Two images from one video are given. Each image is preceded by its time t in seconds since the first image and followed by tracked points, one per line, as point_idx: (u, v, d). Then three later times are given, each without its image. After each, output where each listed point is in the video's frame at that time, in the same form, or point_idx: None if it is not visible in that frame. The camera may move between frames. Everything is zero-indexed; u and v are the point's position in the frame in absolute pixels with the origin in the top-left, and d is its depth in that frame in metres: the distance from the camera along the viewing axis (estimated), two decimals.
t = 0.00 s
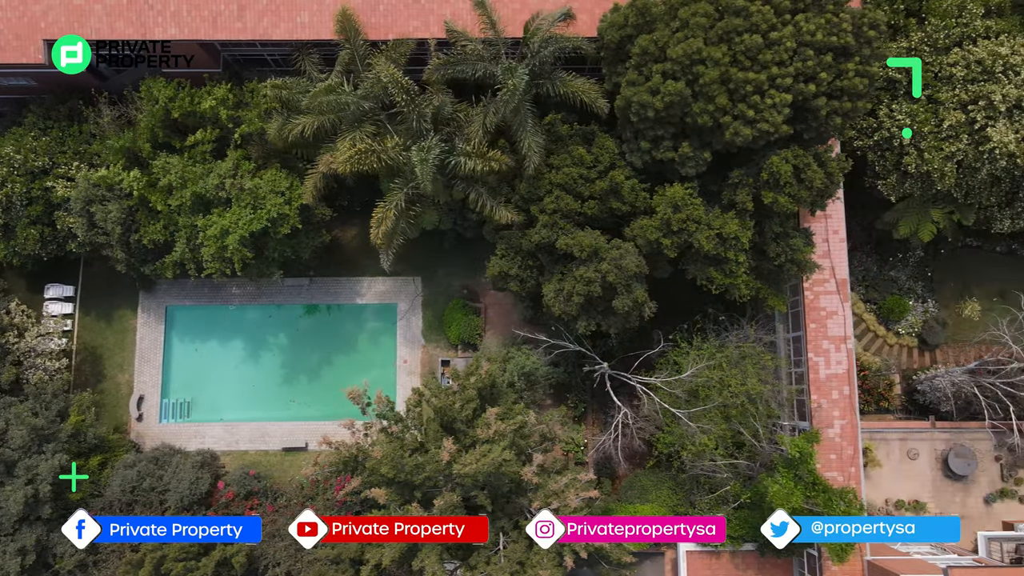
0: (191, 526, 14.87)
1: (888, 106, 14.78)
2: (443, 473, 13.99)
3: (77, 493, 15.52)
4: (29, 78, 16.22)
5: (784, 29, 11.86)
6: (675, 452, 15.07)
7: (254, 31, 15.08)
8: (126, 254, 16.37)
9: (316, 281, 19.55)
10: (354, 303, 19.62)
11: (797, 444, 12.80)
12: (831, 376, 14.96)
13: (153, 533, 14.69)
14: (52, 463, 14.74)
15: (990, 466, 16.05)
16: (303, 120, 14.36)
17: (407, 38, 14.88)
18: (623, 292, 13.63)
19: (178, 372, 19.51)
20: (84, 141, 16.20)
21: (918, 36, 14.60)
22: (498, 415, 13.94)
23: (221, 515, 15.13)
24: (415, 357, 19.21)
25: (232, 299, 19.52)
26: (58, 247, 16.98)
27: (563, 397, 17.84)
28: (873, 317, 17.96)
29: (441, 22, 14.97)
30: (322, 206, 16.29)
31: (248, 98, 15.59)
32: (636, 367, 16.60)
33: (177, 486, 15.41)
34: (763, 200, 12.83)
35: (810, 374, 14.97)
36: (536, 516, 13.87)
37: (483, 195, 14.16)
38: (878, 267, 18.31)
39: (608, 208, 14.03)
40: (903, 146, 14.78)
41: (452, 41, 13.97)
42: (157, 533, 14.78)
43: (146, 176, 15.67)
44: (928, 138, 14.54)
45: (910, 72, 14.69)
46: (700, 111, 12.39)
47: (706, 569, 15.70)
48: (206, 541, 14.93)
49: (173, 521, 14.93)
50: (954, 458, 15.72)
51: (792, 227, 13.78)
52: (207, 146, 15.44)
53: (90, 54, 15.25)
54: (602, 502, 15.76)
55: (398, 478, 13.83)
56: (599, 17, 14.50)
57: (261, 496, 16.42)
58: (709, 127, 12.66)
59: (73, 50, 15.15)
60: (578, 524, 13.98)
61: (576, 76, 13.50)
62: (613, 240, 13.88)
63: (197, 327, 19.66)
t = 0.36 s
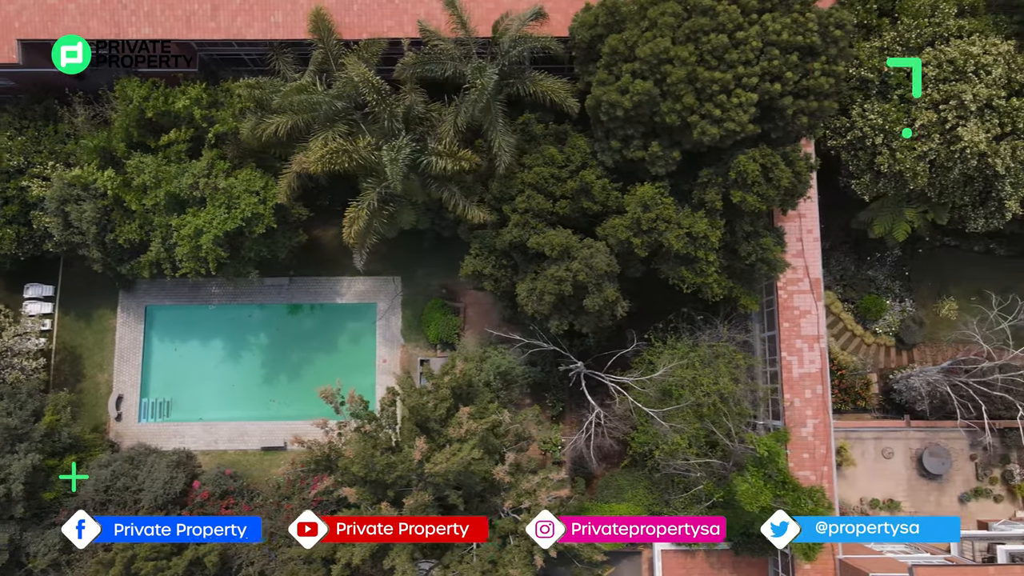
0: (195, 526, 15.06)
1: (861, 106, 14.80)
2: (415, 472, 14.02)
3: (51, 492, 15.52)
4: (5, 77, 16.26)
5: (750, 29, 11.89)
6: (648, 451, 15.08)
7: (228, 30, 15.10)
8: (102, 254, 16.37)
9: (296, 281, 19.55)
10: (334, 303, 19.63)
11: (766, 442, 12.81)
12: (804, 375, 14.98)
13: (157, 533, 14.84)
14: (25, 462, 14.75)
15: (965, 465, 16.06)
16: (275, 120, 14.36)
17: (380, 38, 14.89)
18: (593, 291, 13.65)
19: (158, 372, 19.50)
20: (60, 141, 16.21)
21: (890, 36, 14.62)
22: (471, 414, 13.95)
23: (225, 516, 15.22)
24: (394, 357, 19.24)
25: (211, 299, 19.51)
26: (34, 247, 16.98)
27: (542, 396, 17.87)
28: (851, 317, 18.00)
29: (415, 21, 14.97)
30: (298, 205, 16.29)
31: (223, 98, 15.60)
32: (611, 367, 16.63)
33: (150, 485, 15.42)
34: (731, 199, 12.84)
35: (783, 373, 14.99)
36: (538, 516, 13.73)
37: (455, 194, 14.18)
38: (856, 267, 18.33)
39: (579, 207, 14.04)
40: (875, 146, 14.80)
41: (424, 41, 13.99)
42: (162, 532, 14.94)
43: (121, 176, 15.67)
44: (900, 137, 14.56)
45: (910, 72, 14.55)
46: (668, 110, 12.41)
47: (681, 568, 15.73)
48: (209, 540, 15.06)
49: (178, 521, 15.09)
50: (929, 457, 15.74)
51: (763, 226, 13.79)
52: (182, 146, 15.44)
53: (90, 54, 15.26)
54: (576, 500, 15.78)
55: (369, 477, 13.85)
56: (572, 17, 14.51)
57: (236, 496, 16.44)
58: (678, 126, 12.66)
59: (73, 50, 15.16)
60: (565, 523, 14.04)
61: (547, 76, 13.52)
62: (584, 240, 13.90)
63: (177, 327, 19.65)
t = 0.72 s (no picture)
0: (196, 526, 15.41)
1: (832, 105, 14.82)
2: (386, 472, 14.03)
3: (24, 493, 15.52)
4: None
5: (716, 29, 11.91)
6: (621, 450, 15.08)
7: (201, 30, 15.14)
8: (77, 253, 16.37)
9: (275, 280, 19.56)
10: (313, 303, 19.64)
11: (733, 441, 12.88)
12: (777, 374, 15.01)
13: (159, 532, 15.06)
14: None
15: (939, 464, 16.09)
16: (248, 120, 14.33)
17: (353, 38, 14.90)
18: (564, 291, 13.68)
19: (136, 372, 19.50)
20: (35, 140, 16.22)
21: (861, 36, 14.64)
22: (442, 414, 13.98)
23: (225, 516, 15.42)
24: (373, 356, 19.27)
25: (190, 299, 19.52)
26: (10, 247, 16.97)
27: (520, 396, 17.90)
28: (827, 316, 18.04)
29: (388, 21, 14.98)
30: (273, 205, 16.30)
31: (197, 98, 15.61)
32: (586, 366, 16.65)
33: (124, 486, 15.44)
34: (699, 198, 12.85)
35: (756, 372, 15.01)
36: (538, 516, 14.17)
37: (427, 194, 14.19)
38: (834, 266, 18.36)
39: (550, 207, 14.06)
40: (847, 146, 14.82)
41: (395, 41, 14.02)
42: (162, 532, 15.15)
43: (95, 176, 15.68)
44: (872, 137, 14.58)
45: (910, 72, 14.31)
46: (635, 110, 12.43)
47: (655, 567, 15.81)
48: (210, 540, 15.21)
49: (177, 522, 15.39)
50: (902, 457, 15.78)
51: (733, 226, 13.81)
52: (156, 146, 15.44)
53: (90, 54, 15.39)
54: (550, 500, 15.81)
55: (340, 477, 13.88)
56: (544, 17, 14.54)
57: (212, 495, 16.46)
58: (646, 126, 12.69)
59: (73, 50, 15.31)
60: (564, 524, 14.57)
61: (516, 76, 13.56)
62: (555, 239, 13.93)
63: (156, 327, 19.65)
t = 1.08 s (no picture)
0: (195, 526, 15.35)
1: (805, 105, 14.86)
2: (358, 471, 14.05)
3: None
4: None
5: (682, 29, 11.93)
6: (595, 449, 15.10)
7: (176, 30, 15.18)
8: (53, 253, 16.37)
9: (254, 280, 19.57)
10: (292, 302, 19.66)
11: (702, 440, 12.94)
12: (750, 374, 15.02)
13: (158, 532, 15.18)
14: None
15: (914, 463, 16.12)
16: (221, 119, 14.36)
17: (327, 37, 14.92)
18: (535, 291, 13.71)
19: (116, 372, 19.50)
20: (10, 140, 16.21)
21: (834, 36, 14.67)
22: (414, 414, 13.99)
23: (225, 516, 15.25)
24: (353, 356, 19.30)
25: (170, 299, 19.53)
26: None
27: (498, 395, 17.93)
28: (805, 316, 18.08)
29: (361, 21, 15.00)
30: (249, 205, 16.30)
31: (171, 98, 15.63)
32: (561, 366, 16.66)
33: (98, 485, 15.47)
34: (669, 198, 12.86)
35: (729, 372, 15.03)
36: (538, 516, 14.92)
37: (400, 194, 14.22)
38: (812, 266, 18.39)
39: (522, 207, 14.07)
40: (820, 145, 14.86)
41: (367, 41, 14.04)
42: (162, 532, 15.28)
43: (70, 176, 15.68)
44: (844, 137, 14.61)
45: (909, 72, 14.13)
46: (603, 110, 12.45)
47: (631, 567, 15.86)
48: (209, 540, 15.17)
49: (177, 522, 15.47)
50: (877, 456, 15.83)
51: (704, 225, 13.82)
52: (131, 146, 15.44)
53: (90, 54, 15.31)
54: (525, 500, 15.83)
55: (312, 477, 13.89)
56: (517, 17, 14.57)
57: (188, 495, 16.49)
58: (615, 126, 12.70)
59: (73, 50, 15.23)
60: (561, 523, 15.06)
61: (487, 75, 13.58)
62: (527, 238, 13.95)
63: (136, 327, 19.64)
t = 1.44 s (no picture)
0: (195, 526, 15.14)
1: (776, 105, 14.90)
2: (328, 471, 14.07)
3: None
4: None
5: (646, 29, 11.96)
6: (567, 449, 15.11)
7: (148, 30, 15.21)
8: (27, 253, 16.37)
9: (232, 280, 19.57)
10: (270, 302, 19.66)
11: (668, 439, 12.91)
12: (721, 373, 15.03)
13: (158, 533, 15.18)
14: None
15: (886, 463, 16.16)
16: (192, 119, 14.38)
17: (298, 37, 14.94)
18: (504, 290, 13.74)
19: (94, 372, 19.49)
20: None
21: (804, 36, 14.70)
22: (384, 413, 14.00)
23: (225, 516, 14.86)
24: (331, 356, 19.31)
25: (148, 299, 19.52)
26: None
27: (475, 395, 17.96)
28: (782, 315, 18.13)
29: (333, 21, 15.02)
30: (223, 205, 16.31)
31: (144, 98, 15.63)
32: (535, 365, 16.66)
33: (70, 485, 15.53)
34: (636, 197, 12.88)
35: (701, 371, 15.04)
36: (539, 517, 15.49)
37: (370, 194, 14.24)
38: (788, 266, 18.42)
39: (491, 207, 14.10)
40: (791, 145, 14.89)
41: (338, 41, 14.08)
42: (163, 532, 15.27)
43: (43, 175, 15.68)
44: (814, 137, 14.66)
45: (910, 72, 14.04)
46: (569, 109, 12.47)
47: (604, 566, 15.89)
48: (212, 540, 14.99)
49: (177, 522, 15.32)
50: (850, 455, 15.86)
51: (674, 225, 13.84)
52: (104, 145, 15.46)
53: (90, 54, 15.30)
54: (498, 499, 15.85)
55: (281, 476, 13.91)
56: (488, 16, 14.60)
57: (163, 495, 16.52)
58: (581, 125, 12.71)
59: (73, 50, 15.18)
60: (562, 523, 15.49)
61: (456, 75, 13.60)
62: (497, 237, 13.98)
63: (114, 327, 19.63)
